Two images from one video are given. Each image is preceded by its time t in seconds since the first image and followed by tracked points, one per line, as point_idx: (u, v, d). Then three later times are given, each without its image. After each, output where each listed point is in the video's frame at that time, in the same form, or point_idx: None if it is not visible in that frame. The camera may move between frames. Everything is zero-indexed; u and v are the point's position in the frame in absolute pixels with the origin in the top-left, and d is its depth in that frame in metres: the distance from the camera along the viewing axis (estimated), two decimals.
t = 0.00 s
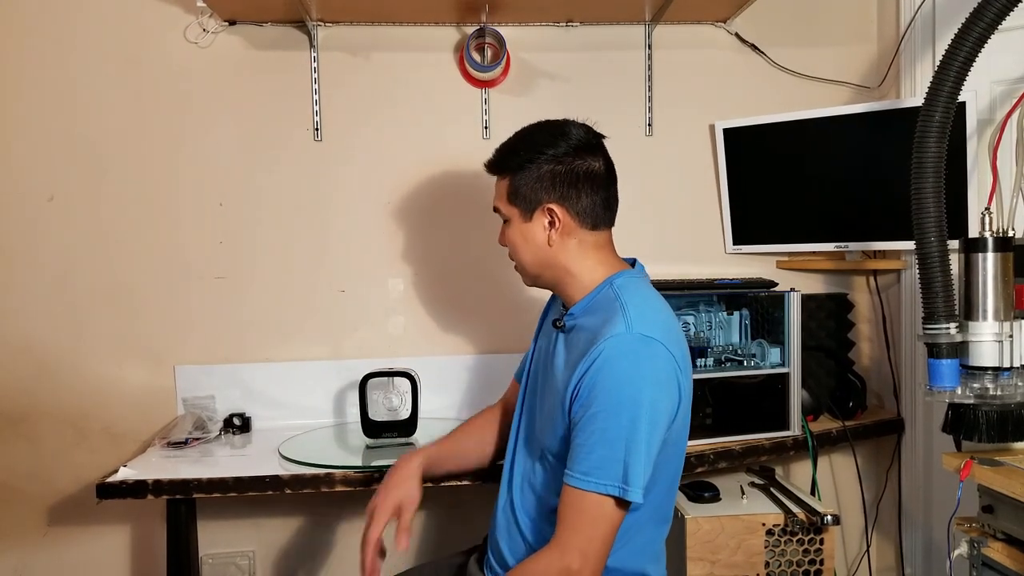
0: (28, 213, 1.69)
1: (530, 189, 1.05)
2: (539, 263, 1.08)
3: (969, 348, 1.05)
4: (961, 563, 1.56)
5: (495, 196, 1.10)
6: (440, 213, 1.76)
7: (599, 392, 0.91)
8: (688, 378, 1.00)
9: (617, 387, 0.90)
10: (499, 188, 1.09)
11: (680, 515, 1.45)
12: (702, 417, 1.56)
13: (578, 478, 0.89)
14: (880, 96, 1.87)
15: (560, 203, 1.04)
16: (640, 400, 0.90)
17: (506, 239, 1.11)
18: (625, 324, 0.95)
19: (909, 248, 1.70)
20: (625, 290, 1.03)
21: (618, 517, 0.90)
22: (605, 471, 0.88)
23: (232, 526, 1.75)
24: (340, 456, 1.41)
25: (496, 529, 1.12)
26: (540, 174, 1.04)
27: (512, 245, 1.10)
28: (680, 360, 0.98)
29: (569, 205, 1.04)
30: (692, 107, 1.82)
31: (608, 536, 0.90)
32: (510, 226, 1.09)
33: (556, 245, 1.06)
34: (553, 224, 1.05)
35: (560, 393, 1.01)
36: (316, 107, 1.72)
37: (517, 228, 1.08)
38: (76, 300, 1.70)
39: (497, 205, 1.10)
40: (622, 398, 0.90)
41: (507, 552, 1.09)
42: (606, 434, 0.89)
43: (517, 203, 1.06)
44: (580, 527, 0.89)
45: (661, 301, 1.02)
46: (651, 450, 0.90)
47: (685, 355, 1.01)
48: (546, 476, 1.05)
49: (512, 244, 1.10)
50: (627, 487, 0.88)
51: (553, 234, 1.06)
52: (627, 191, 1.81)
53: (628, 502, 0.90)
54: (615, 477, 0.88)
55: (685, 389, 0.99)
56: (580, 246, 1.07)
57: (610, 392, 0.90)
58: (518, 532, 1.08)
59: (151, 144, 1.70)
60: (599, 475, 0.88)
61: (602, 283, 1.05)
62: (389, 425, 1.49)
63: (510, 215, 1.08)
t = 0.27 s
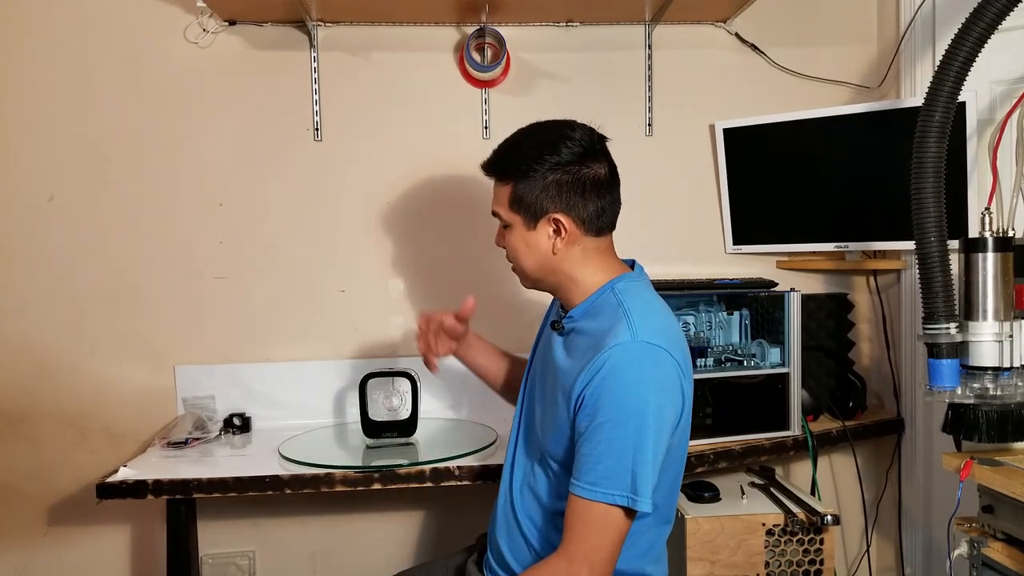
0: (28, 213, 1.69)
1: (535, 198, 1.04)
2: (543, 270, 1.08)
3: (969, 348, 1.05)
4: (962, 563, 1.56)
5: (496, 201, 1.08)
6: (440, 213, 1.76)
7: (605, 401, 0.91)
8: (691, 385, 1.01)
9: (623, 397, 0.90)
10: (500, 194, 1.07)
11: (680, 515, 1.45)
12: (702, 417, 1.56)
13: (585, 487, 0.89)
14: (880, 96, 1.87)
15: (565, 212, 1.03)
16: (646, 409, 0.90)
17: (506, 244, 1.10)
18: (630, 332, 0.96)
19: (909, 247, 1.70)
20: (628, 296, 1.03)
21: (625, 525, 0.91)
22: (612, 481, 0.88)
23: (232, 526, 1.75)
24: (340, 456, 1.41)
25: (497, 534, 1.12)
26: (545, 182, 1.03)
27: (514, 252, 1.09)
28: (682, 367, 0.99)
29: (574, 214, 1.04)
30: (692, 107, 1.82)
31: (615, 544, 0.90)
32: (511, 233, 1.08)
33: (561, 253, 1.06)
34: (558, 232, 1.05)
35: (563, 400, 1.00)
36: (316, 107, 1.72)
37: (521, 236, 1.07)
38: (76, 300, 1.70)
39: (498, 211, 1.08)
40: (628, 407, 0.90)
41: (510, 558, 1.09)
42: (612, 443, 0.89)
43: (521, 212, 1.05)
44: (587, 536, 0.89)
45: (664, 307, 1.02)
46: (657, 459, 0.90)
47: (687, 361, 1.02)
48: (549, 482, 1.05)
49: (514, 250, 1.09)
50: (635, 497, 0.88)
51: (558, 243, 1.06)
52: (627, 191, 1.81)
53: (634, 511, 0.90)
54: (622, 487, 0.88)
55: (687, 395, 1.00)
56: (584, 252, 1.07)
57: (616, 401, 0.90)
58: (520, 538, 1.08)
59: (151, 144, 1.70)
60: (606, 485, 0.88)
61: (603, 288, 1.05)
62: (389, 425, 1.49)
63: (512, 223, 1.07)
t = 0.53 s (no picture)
0: (28, 213, 1.69)
1: (539, 200, 1.03)
2: (547, 271, 1.08)
3: (969, 348, 1.05)
4: (962, 563, 1.56)
5: (499, 203, 1.08)
6: (440, 213, 1.76)
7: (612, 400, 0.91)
8: (693, 384, 1.01)
9: (630, 396, 0.91)
10: (503, 196, 1.07)
11: (680, 515, 1.45)
12: (702, 417, 1.56)
13: (592, 486, 0.89)
14: (880, 96, 1.87)
15: (569, 214, 1.03)
16: (653, 408, 0.90)
17: (509, 246, 1.10)
18: (635, 331, 0.96)
19: (909, 248, 1.70)
20: (631, 295, 1.03)
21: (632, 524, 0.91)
22: (620, 480, 0.88)
23: (232, 526, 1.75)
24: (340, 456, 1.41)
25: (499, 534, 1.12)
26: (550, 185, 1.02)
27: (518, 254, 1.09)
28: (685, 366, 1.00)
29: (578, 216, 1.03)
30: (692, 107, 1.82)
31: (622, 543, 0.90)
32: (515, 235, 1.08)
33: (565, 255, 1.06)
34: (562, 234, 1.05)
35: (567, 400, 1.00)
36: (316, 107, 1.72)
37: (524, 238, 1.07)
38: (76, 300, 1.70)
39: (501, 213, 1.08)
40: (635, 406, 0.90)
41: (512, 558, 1.09)
42: (620, 443, 0.89)
43: (525, 214, 1.05)
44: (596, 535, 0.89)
45: (666, 306, 1.03)
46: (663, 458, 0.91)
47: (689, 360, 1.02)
48: (552, 482, 1.05)
49: (517, 251, 1.08)
50: (643, 496, 0.88)
51: (562, 245, 1.06)
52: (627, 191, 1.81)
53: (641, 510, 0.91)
54: (631, 486, 0.88)
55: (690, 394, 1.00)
56: (587, 254, 1.07)
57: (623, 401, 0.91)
58: (523, 538, 1.07)
59: (151, 144, 1.70)
60: (615, 485, 0.88)
61: (605, 287, 1.05)
62: (389, 425, 1.49)
63: (516, 225, 1.07)
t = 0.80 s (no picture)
0: (28, 213, 1.69)
1: (525, 197, 1.04)
2: (538, 269, 1.08)
3: (969, 348, 1.05)
4: (962, 563, 1.56)
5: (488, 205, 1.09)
6: (440, 213, 1.76)
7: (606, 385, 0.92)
8: (686, 371, 1.02)
9: (624, 380, 0.91)
10: (491, 198, 1.08)
11: (680, 515, 1.45)
12: (702, 417, 1.56)
13: (589, 470, 0.90)
14: (880, 96, 1.87)
15: (556, 210, 1.04)
16: (647, 391, 0.91)
17: (500, 247, 1.10)
18: (627, 317, 0.97)
19: (909, 247, 1.70)
20: (622, 285, 1.04)
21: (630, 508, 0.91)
22: (617, 462, 0.89)
23: (232, 526, 1.75)
24: (340, 456, 1.41)
25: (498, 531, 1.11)
26: (536, 181, 1.03)
27: (508, 254, 1.09)
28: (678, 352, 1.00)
29: (566, 211, 1.04)
30: (692, 107, 1.82)
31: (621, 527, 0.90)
32: (505, 234, 1.08)
33: (554, 251, 1.06)
34: (550, 230, 1.05)
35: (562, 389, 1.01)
36: (316, 107, 1.72)
37: (514, 237, 1.07)
38: (76, 300, 1.70)
39: (490, 214, 1.08)
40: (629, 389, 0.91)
41: (511, 552, 1.08)
42: (616, 427, 0.90)
43: (513, 212, 1.05)
44: (595, 520, 0.89)
45: (657, 296, 1.04)
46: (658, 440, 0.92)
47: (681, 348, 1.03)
48: (550, 475, 1.05)
49: (508, 251, 1.09)
50: (641, 477, 0.89)
51: (551, 240, 1.05)
52: (627, 191, 1.81)
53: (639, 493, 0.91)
54: (628, 468, 0.89)
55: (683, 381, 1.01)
56: (576, 249, 1.07)
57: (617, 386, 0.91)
58: (522, 532, 1.07)
59: (151, 144, 1.70)
60: (612, 469, 0.89)
61: (596, 280, 1.06)
62: (389, 425, 1.48)
63: (505, 224, 1.07)
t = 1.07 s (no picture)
0: (28, 213, 1.69)
1: (516, 198, 1.04)
2: (531, 270, 1.08)
3: (969, 348, 1.05)
4: (961, 563, 1.56)
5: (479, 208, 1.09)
6: (440, 213, 1.76)
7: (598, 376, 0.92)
8: (678, 362, 1.02)
9: (616, 371, 0.92)
10: (482, 200, 1.08)
11: (680, 515, 1.45)
12: (702, 417, 1.56)
13: (585, 462, 0.90)
14: (880, 96, 1.87)
15: (547, 209, 1.04)
16: (639, 380, 0.91)
17: (493, 250, 1.11)
18: (618, 309, 0.97)
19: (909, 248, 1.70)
20: (612, 279, 1.04)
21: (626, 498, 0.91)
22: (612, 452, 0.89)
23: (232, 526, 1.75)
24: (340, 456, 1.41)
25: (498, 529, 1.11)
26: (526, 182, 1.04)
27: (501, 256, 1.09)
28: (670, 343, 1.00)
29: (557, 210, 1.04)
30: (692, 107, 1.82)
31: (618, 517, 0.90)
32: (497, 236, 1.08)
33: (546, 251, 1.06)
34: (543, 229, 1.05)
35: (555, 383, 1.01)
36: (316, 107, 1.72)
37: (507, 238, 1.07)
38: (76, 300, 1.70)
39: (482, 217, 1.09)
40: (622, 380, 0.91)
41: (509, 549, 1.08)
42: (609, 418, 0.90)
43: (505, 213, 1.05)
44: (591, 511, 0.89)
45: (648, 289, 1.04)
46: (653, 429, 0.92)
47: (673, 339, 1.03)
48: (546, 470, 1.05)
49: (502, 253, 1.09)
50: (635, 466, 0.89)
51: (543, 239, 1.06)
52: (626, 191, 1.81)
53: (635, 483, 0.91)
54: (622, 457, 0.89)
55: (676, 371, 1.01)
56: (568, 248, 1.07)
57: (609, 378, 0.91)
58: (521, 529, 1.07)
59: (151, 144, 1.70)
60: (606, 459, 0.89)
61: (588, 277, 1.06)
62: (389, 425, 1.48)
63: (497, 227, 1.07)
